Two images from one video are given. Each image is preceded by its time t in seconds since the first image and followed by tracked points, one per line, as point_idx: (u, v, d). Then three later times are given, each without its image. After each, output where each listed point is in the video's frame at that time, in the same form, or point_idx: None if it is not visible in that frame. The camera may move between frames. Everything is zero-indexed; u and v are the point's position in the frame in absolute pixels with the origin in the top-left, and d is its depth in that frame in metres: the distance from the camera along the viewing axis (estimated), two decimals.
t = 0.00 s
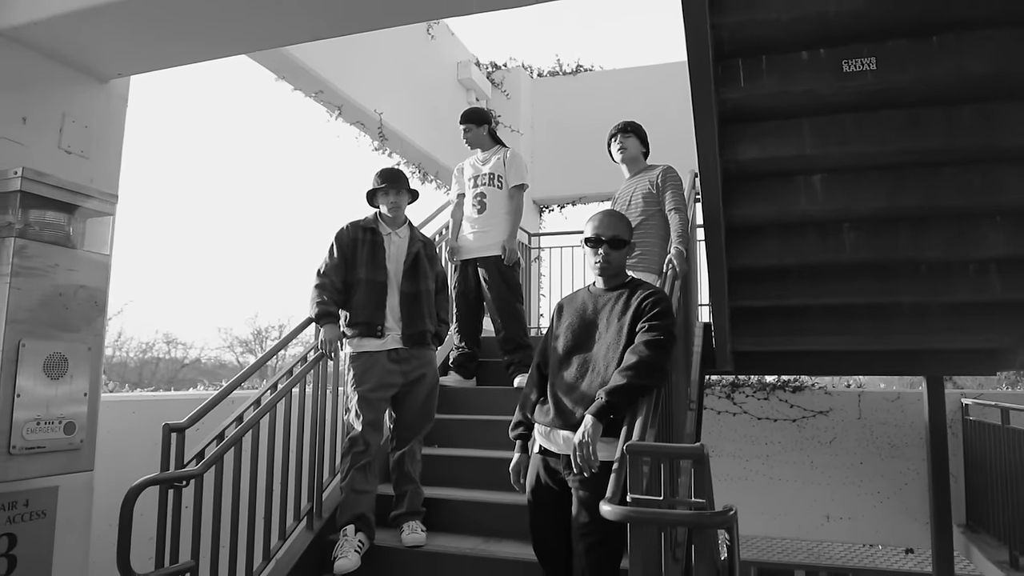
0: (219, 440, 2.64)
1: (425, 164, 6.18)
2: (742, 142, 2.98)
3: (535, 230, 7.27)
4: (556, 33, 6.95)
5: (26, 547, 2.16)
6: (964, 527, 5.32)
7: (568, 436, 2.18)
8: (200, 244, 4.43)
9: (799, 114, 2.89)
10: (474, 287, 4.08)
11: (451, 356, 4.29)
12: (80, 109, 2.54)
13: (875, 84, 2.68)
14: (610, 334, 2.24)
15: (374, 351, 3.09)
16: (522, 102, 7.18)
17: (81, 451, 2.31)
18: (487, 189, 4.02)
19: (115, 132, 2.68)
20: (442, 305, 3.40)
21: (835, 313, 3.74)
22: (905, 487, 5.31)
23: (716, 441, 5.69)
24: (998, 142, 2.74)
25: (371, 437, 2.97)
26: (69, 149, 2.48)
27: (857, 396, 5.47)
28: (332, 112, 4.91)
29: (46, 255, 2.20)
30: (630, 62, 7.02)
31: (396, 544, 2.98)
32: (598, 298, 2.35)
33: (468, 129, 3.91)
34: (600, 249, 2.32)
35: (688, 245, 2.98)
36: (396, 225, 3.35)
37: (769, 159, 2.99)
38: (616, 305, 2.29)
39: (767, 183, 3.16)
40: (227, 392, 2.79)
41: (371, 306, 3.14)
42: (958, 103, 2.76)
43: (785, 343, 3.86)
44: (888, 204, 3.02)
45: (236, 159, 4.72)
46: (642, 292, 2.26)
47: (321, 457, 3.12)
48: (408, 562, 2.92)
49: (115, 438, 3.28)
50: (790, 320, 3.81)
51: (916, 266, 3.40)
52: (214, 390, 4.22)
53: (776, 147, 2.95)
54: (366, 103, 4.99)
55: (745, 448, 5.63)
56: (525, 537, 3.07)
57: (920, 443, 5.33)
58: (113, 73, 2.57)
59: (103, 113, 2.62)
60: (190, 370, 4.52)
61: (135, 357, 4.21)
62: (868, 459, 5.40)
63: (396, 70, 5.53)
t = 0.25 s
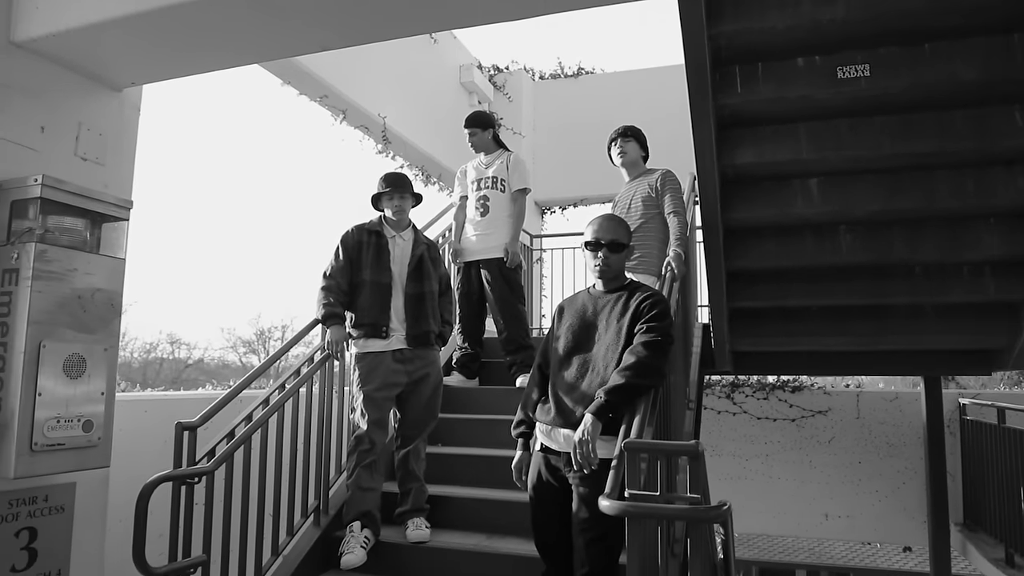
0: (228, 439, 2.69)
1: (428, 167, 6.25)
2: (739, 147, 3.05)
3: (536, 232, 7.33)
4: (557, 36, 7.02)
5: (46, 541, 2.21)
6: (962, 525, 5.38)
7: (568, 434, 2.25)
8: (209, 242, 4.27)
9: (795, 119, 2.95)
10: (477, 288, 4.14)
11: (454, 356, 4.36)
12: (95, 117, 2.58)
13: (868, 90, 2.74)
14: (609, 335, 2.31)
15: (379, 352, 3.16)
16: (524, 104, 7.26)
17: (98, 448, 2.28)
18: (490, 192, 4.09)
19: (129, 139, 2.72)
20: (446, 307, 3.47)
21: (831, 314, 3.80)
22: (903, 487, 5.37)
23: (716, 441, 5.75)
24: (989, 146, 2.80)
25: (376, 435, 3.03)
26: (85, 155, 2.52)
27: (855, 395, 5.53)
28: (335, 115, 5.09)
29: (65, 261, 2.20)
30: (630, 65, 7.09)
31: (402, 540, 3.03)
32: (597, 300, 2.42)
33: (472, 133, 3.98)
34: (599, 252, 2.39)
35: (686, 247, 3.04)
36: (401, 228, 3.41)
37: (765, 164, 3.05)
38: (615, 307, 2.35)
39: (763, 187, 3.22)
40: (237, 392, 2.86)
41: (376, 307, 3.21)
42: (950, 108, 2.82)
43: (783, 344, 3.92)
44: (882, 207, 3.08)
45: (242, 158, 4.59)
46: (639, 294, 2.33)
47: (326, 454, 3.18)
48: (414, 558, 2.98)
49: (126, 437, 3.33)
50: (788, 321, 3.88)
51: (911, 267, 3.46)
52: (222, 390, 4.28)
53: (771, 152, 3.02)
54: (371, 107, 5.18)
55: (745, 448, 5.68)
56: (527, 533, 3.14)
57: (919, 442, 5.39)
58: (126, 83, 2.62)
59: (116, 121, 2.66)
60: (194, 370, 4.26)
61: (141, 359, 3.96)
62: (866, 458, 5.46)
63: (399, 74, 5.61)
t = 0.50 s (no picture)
0: (236, 437, 2.76)
1: (429, 169, 6.30)
2: (734, 151, 3.11)
3: (536, 233, 7.38)
4: (557, 39, 7.08)
5: (61, 535, 2.27)
6: (958, 524, 5.43)
7: (567, 432, 2.31)
8: (214, 240, 4.21)
9: (789, 124, 3.01)
10: (478, 290, 4.20)
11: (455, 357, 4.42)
12: (106, 123, 2.53)
13: (861, 96, 2.79)
14: (607, 336, 2.37)
15: (381, 352, 3.22)
16: (524, 107, 7.35)
17: (111, 446, 2.33)
18: (492, 195, 4.15)
19: (139, 146, 2.69)
20: (448, 308, 3.53)
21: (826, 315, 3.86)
22: (899, 486, 5.43)
23: (715, 440, 5.81)
24: (980, 151, 2.86)
25: (379, 434, 3.09)
26: (97, 162, 2.49)
27: (851, 395, 5.59)
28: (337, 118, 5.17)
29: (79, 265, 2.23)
30: (629, 68, 7.15)
31: (405, 537, 3.10)
32: (595, 302, 2.48)
33: (475, 137, 4.04)
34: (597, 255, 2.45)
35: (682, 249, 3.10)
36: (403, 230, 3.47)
37: (760, 167, 3.11)
38: (612, 309, 2.41)
39: (759, 190, 3.28)
40: (243, 391, 2.92)
41: (379, 309, 3.26)
42: (941, 114, 2.88)
43: (778, 344, 3.98)
44: (875, 210, 3.14)
45: (247, 160, 4.54)
46: (636, 296, 2.39)
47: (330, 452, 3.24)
48: (416, 554, 3.04)
49: (134, 436, 3.38)
50: (783, 321, 3.94)
51: (904, 269, 3.52)
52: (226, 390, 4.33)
53: (766, 156, 3.08)
54: (372, 111, 5.26)
55: (744, 447, 5.74)
56: (526, 530, 3.20)
57: (916, 442, 5.44)
58: (138, 89, 2.60)
59: (128, 127, 2.64)
60: (195, 370, 4.16)
61: (142, 359, 3.87)
62: (863, 458, 5.52)
63: (401, 77, 5.67)
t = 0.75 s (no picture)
0: (239, 436, 2.81)
1: (430, 171, 6.35)
2: (729, 155, 3.16)
3: (536, 235, 7.43)
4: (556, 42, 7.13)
5: (70, 532, 2.32)
6: (953, 523, 5.48)
7: (564, 432, 2.35)
8: (218, 249, 4.28)
9: (783, 129, 3.06)
10: (478, 291, 4.24)
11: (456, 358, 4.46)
12: (113, 130, 2.58)
13: (853, 101, 2.84)
14: (604, 337, 2.42)
15: (382, 353, 3.26)
16: (523, 109, 7.42)
17: (117, 446, 2.37)
18: (492, 197, 4.20)
19: (145, 151, 2.75)
20: (448, 310, 3.59)
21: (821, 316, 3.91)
22: (895, 485, 5.47)
23: (713, 440, 5.86)
24: (971, 155, 2.91)
25: (380, 434, 3.14)
26: (105, 167, 2.54)
27: (848, 395, 5.62)
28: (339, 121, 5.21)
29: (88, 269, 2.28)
30: (628, 70, 7.20)
31: (405, 535, 3.15)
32: (592, 304, 2.52)
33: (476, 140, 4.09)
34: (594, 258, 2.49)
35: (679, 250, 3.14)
36: (404, 232, 3.52)
37: (755, 171, 3.16)
38: (609, 310, 2.46)
39: (754, 193, 3.33)
40: (246, 392, 2.96)
41: (380, 310, 3.31)
42: (932, 118, 2.93)
43: (774, 345, 4.03)
44: (868, 213, 3.19)
45: (251, 164, 4.61)
46: (632, 298, 2.43)
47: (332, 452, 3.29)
48: (416, 552, 3.09)
49: (140, 436, 3.43)
50: (779, 322, 3.99)
51: (898, 271, 3.56)
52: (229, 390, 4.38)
53: (760, 160, 3.13)
54: (373, 113, 5.29)
55: (742, 447, 5.79)
56: (525, 528, 3.25)
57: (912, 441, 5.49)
58: (144, 96, 2.65)
59: (134, 133, 2.68)
60: (196, 370, 4.21)
61: (143, 359, 3.92)
62: (860, 458, 5.56)
63: (402, 80, 5.72)
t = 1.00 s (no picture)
0: (242, 436, 2.85)
1: (430, 173, 6.40)
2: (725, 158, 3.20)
3: (535, 236, 7.47)
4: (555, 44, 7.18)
5: (76, 531, 2.36)
6: (950, 522, 5.52)
7: (562, 432, 2.39)
8: (220, 251, 4.33)
9: (778, 132, 3.10)
10: (478, 292, 4.28)
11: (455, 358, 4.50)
12: (119, 135, 2.62)
13: (847, 106, 2.88)
14: (601, 338, 2.46)
15: (382, 354, 3.30)
16: (523, 110, 7.45)
17: (121, 446, 2.41)
18: (491, 200, 4.25)
19: (150, 156, 2.79)
20: (448, 311, 3.63)
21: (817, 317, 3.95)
22: (892, 485, 5.51)
23: (710, 440, 5.90)
24: (963, 159, 2.95)
25: (380, 434, 3.18)
26: (110, 171, 2.58)
27: (846, 395, 5.64)
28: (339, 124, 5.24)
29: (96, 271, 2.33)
30: (626, 72, 7.24)
31: (405, 534, 3.19)
32: (589, 305, 2.56)
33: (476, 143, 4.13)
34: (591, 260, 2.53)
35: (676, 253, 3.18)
36: (404, 234, 3.56)
37: (750, 174, 3.20)
38: (606, 312, 2.50)
39: (750, 196, 3.37)
40: (249, 393, 3.01)
41: (381, 311, 3.34)
42: (925, 122, 2.97)
43: (771, 345, 4.07)
44: (862, 216, 3.23)
45: (252, 167, 4.65)
46: (628, 300, 2.47)
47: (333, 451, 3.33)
48: (416, 551, 3.13)
49: (144, 436, 3.46)
50: (776, 323, 4.03)
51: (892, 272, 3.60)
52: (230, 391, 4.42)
53: (756, 163, 3.17)
54: (373, 116, 5.33)
55: (739, 446, 5.84)
56: (523, 527, 3.29)
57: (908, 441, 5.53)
58: (149, 101, 2.69)
59: (138, 138, 2.72)
60: (195, 371, 4.35)
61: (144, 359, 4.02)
62: (857, 457, 5.60)
63: (402, 82, 5.77)
